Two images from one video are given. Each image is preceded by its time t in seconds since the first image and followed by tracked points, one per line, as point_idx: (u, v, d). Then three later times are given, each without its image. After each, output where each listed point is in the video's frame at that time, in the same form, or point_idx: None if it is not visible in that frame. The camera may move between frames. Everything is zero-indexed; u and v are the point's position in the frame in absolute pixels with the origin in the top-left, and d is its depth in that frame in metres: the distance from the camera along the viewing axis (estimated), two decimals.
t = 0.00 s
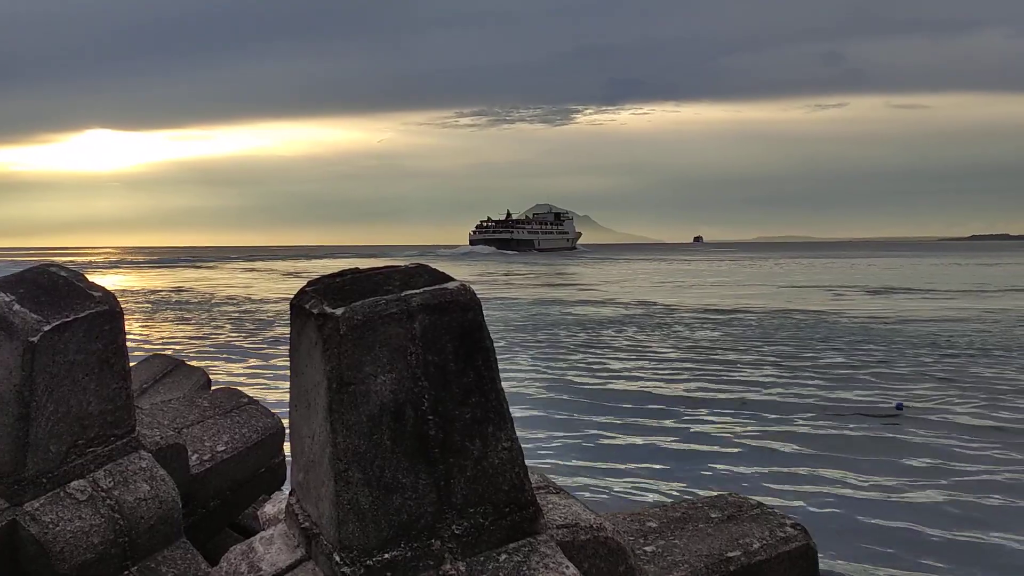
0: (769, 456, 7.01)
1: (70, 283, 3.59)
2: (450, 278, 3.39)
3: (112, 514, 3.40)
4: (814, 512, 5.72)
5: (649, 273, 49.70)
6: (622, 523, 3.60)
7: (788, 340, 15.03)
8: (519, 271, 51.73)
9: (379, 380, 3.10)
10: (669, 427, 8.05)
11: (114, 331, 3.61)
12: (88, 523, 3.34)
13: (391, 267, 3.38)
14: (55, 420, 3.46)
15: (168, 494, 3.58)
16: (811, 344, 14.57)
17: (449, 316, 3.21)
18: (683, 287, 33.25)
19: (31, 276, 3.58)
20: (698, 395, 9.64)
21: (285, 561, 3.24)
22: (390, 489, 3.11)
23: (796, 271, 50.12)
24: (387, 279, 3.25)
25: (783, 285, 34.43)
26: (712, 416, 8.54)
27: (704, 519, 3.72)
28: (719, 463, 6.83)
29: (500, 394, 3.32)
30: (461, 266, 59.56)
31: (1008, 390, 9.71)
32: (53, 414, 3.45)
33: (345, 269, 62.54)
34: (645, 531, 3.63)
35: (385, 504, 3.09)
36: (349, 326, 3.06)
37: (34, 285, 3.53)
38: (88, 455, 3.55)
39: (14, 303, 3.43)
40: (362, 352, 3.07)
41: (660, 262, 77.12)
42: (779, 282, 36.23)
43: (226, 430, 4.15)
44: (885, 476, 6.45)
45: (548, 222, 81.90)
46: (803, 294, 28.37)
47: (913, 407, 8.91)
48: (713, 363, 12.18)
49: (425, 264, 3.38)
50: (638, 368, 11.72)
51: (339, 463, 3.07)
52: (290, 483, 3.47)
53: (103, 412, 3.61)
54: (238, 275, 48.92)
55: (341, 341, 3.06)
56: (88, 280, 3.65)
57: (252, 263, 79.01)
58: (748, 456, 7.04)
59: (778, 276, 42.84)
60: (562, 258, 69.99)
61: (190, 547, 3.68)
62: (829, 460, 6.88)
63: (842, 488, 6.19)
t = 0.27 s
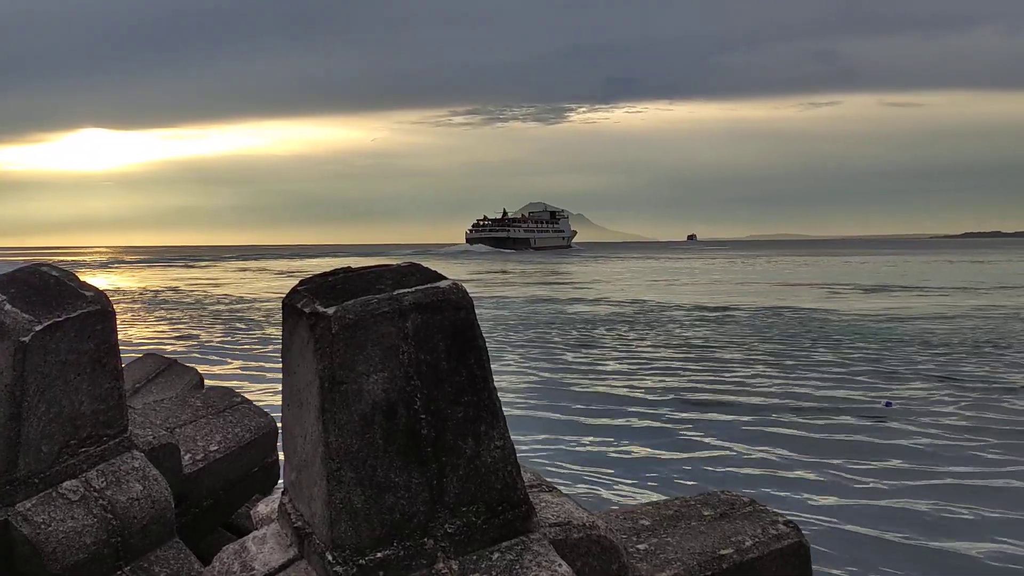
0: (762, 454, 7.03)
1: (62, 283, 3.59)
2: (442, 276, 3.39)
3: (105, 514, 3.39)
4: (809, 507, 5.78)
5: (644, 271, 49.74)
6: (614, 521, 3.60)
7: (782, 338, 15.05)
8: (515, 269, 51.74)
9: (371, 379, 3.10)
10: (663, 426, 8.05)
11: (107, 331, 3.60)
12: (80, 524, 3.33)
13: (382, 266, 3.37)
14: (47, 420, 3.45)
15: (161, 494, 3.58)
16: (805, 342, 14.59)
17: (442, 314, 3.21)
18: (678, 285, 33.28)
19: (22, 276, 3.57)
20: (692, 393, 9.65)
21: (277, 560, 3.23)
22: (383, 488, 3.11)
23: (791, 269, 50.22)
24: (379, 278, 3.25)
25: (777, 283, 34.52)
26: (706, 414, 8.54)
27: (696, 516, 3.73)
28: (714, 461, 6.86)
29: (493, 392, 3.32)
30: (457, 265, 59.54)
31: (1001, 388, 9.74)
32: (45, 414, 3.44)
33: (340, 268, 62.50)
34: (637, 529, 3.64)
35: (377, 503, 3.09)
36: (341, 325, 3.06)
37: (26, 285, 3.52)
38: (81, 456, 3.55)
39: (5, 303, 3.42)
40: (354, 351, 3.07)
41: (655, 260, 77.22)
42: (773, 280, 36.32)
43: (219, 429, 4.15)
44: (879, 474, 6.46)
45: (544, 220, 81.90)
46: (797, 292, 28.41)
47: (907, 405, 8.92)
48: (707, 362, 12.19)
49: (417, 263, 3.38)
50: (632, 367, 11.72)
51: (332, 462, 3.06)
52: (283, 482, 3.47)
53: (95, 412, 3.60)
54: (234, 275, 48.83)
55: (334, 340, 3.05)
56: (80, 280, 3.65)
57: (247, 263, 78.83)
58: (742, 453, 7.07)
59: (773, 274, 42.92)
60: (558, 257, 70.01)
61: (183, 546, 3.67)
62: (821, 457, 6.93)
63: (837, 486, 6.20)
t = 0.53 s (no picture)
0: (755, 451, 7.07)
1: (52, 282, 3.57)
2: (434, 275, 3.39)
3: (96, 513, 3.39)
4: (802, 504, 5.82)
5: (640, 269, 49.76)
6: (606, 519, 3.61)
7: (775, 336, 15.08)
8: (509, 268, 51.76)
9: (362, 378, 3.09)
10: (657, 424, 8.04)
11: (98, 330, 3.59)
12: (71, 523, 3.32)
13: (374, 265, 3.37)
14: (38, 419, 3.43)
15: (152, 493, 3.57)
16: (798, 340, 14.62)
17: (433, 313, 3.21)
18: (672, 283, 33.33)
19: (12, 275, 3.55)
20: (686, 391, 9.65)
21: (268, 559, 3.23)
22: (375, 487, 3.10)
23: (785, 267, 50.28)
24: (371, 276, 3.25)
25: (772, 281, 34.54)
26: (699, 412, 8.55)
27: (688, 514, 3.73)
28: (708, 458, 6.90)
29: (484, 391, 3.32)
30: (451, 263, 59.50)
31: (992, 386, 9.78)
32: (35, 413, 3.43)
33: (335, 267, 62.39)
34: (629, 527, 3.64)
35: (369, 502, 3.09)
36: (332, 323, 3.05)
37: (16, 284, 3.51)
38: (72, 455, 3.53)
39: None
40: (346, 349, 3.07)
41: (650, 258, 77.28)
42: (768, 279, 36.35)
43: (211, 429, 4.14)
44: (873, 472, 6.47)
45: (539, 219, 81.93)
46: (790, 290, 28.47)
47: (899, 403, 8.95)
48: (700, 359, 12.20)
49: (409, 261, 3.38)
50: (626, 365, 11.72)
51: (323, 461, 3.06)
52: (274, 481, 3.47)
53: (86, 411, 3.59)
54: (229, 274, 48.71)
55: (325, 339, 3.05)
56: (71, 279, 3.63)
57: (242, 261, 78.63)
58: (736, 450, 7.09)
59: (768, 273, 42.97)
60: (553, 255, 70.03)
61: (175, 546, 3.67)
62: (814, 454, 6.96)
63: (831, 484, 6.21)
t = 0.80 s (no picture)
0: (749, 447, 7.09)
1: (45, 277, 3.56)
2: (428, 271, 3.39)
3: (90, 509, 3.38)
4: (796, 499, 5.84)
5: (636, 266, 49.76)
6: (600, 515, 3.61)
7: (770, 333, 15.09)
8: (506, 264, 51.76)
9: (356, 373, 3.09)
10: (651, 420, 8.05)
11: (91, 325, 3.58)
12: (65, 519, 3.32)
13: (368, 261, 3.37)
14: (31, 415, 3.42)
15: (146, 489, 3.57)
16: (793, 336, 14.64)
17: (427, 308, 3.21)
18: (668, 279, 33.34)
19: (5, 270, 3.54)
20: (681, 388, 9.66)
21: (262, 555, 3.23)
22: (369, 482, 3.10)
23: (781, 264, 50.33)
24: (364, 272, 3.24)
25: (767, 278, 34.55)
26: (693, 408, 8.55)
27: (682, 510, 3.74)
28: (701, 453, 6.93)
29: (478, 386, 3.33)
30: (448, 259, 59.56)
31: (986, 382, 9.80)
32: (29, 409, 3.42)
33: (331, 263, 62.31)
34: (623, 523, 3.65)
35: (363, 497, 3.09)
36: (326, 319, 3.05)
37: (9, 279, 3.49)
38: (65, 451, 3.53)
39: None
40: (340, 345, 3.06)
41: (646, 255, 77.32)
42: (763, 275, 36.36)
43: (205, 424, 4.14)
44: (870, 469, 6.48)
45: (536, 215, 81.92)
46: (786, 286, 28.50)
47: (893, 399, 8.97)
48: (696, 356, 12.21)
49: (403, 257, 3.38)
50: (621, 361, 11.72)
51: (317, 456, 3.06)
52: (268, 477, 3.47)
53: (80, 407, 3.58)
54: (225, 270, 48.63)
55: (319, 335, 3.04)
56: (64, 274, 3.62)
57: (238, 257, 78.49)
58: (729, 446, 7.11)
59: (763, 269, 43.02)
60: (550, 251, 70.04)
61: (169, 541, 3.66)
62: (808, 450, 6.98)
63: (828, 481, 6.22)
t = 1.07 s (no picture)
0: (743, 446, 7.09)
1: (37, 275, 3.55)
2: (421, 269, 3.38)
3: (82, 508, 3.38)
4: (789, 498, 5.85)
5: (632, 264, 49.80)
6: (593, 513, 3.62)
7: (763, 331, 15.11)
8: (501, 262, 51.76)
9: (349, 372, 3.09)
10: (644, 419, 8.04)
11: (83, 323, 3.57)
12: (57, 518, 3.31)
13: (361, 259, 3.36)
14: (23, 413, 3.41)
15: (138, 488, 3.57)
16: (786, 334, 14.66)
17: (420, 307, 3.20)
18: (662, 278, 33.36)
19: None
20: (673, 386, 9.66)
21: (254, 554, 3.23)
22: (361, 481, 3.10)
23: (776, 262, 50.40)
24: (357, 270, 3.24)
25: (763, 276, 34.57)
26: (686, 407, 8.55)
27: (675, 508, 3.75)
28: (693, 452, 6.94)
29: (471, 385, 3.32)
30: (443, 258, 59.52)
31: (978, 381, 9.82)
32: (20, 407, 3.41)
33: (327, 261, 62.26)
34: (615, 521, 3.65)
35: (355, 496, 3.09)
36: (319, 317, 3.04)
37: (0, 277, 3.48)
38: (57, 449, 3.52)
39: None
40: (332, 343, 3.06)
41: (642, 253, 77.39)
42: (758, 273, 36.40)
43: (198, 423, 4.13)
44: (863, 469, 6.45)
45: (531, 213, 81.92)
46: (779, 285, 28.54)
47: (886, 398, 8.98)
48: (689, 354, 12.21)
49: (396, 255, 3.38)
50: (614, 359, 11.72)
51: (309, 455, 3.06)
52: (261, 476, 3.47)
53: (72, 405, 3.58)
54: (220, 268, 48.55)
55: (311, 333, 3.04)
56: (56, 273, 3.61)
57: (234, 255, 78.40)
58: (723, 445, 7.11)
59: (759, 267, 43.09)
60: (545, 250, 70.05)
61: (161, 540, 3.66)
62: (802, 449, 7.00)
63: (822, 481, 6.19)
